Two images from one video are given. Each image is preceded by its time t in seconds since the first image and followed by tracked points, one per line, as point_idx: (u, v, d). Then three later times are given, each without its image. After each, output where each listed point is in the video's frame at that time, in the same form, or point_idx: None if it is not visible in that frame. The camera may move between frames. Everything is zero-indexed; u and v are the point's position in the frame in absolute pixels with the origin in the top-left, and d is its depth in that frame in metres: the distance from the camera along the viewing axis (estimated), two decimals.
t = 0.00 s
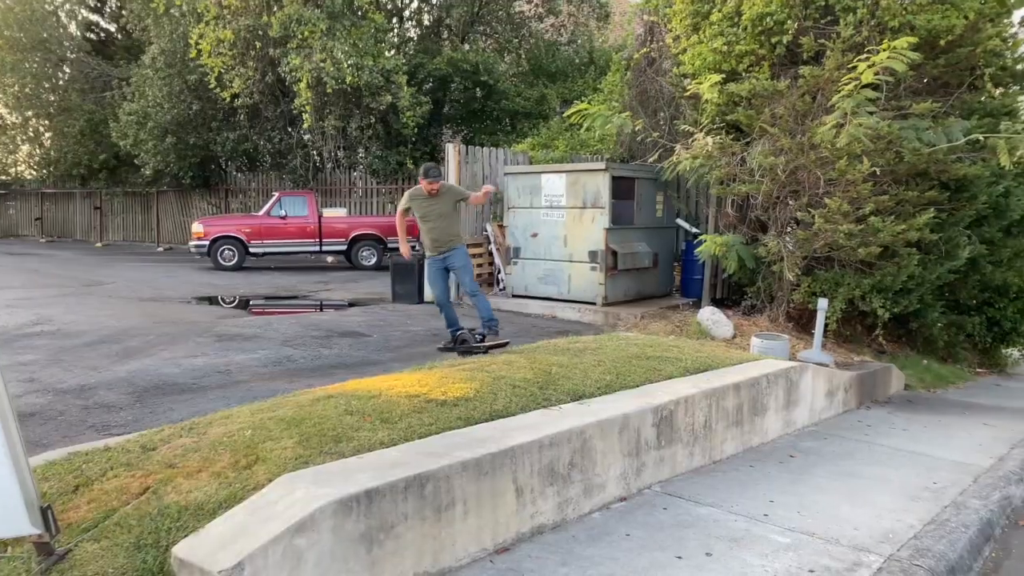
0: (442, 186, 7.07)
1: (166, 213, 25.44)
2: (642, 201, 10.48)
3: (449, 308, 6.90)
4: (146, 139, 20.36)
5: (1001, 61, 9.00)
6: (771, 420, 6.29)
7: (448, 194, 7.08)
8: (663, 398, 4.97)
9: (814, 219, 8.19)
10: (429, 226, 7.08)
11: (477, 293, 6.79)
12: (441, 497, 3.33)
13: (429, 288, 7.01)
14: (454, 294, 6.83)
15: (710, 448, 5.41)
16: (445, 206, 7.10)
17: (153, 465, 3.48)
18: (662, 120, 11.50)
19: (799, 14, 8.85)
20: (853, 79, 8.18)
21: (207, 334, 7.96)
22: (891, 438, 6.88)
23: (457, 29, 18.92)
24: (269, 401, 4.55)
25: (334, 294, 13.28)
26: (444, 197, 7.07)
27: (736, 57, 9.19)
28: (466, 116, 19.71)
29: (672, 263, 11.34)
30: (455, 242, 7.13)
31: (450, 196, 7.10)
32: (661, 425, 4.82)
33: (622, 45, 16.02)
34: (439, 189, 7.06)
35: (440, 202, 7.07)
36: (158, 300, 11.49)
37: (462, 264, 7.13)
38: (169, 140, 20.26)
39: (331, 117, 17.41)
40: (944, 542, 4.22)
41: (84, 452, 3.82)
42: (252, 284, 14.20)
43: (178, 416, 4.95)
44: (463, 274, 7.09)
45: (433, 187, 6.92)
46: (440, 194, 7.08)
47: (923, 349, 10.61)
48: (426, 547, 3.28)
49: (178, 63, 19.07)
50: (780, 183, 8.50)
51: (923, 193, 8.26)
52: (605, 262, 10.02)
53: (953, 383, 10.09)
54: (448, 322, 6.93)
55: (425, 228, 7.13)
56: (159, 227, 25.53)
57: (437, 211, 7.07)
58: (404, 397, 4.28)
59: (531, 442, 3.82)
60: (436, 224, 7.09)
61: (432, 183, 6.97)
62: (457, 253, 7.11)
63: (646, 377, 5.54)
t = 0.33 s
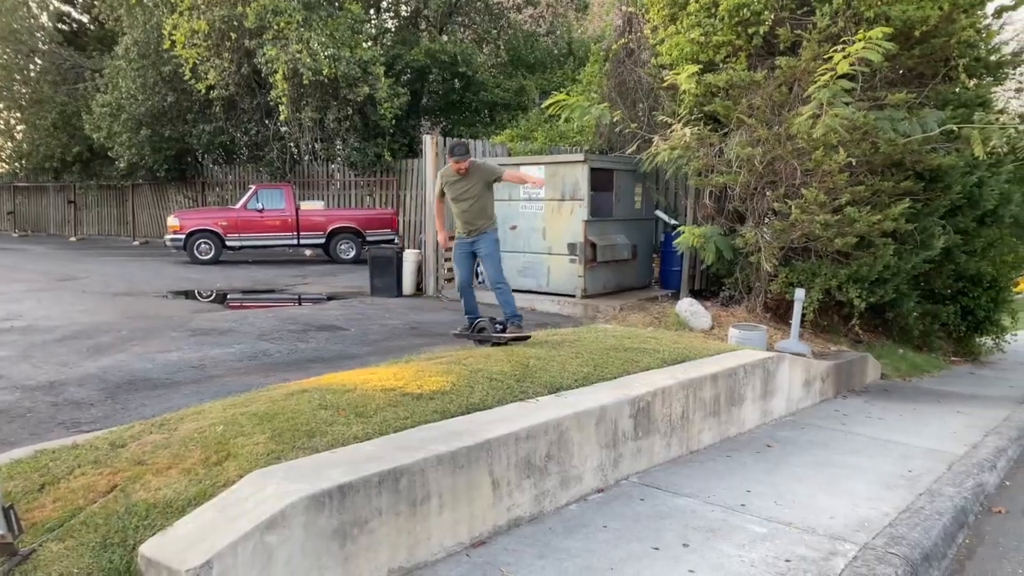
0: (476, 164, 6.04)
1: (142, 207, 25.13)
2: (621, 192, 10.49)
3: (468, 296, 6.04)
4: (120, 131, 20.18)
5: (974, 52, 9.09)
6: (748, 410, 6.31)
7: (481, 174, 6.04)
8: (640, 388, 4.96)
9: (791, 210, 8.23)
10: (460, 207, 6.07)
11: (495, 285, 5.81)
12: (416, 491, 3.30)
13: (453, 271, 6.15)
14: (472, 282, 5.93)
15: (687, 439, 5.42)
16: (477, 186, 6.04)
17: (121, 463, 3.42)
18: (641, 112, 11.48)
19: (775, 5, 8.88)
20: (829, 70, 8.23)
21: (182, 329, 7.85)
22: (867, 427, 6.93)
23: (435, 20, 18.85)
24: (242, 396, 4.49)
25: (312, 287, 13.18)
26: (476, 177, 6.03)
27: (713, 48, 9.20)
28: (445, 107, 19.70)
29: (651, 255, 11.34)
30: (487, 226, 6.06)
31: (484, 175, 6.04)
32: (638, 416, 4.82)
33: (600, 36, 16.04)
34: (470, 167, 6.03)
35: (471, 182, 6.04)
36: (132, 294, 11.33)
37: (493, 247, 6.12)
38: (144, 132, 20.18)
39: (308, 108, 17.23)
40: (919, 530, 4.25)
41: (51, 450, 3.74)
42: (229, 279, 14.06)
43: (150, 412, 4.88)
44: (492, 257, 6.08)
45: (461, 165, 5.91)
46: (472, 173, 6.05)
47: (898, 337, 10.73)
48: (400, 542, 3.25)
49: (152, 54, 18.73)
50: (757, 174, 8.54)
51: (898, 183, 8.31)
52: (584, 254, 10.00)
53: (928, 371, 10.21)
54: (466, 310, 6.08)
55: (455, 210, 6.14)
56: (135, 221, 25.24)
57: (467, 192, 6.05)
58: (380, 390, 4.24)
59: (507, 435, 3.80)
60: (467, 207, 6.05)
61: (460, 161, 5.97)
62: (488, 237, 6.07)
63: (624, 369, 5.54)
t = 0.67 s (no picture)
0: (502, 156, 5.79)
1: (119, 198, 24.82)
2: (603, 184, 10.48)
3: (487, 282, 5.89)
4: (96, 121, 19.88)
5: (954, 45, 9.16)
6: (728, 401, 6.31)
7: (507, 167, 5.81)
8: (621, 380, 4.95)
9: (771, 202, 8.24)
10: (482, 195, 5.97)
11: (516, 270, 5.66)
12: (394, 484, 3.25)
13: (473, 255, 6.04)
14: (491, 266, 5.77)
15: (668, 430, 5.41)
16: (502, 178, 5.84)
17: (92, 457, 3.35)
18: (623, 104, 11.45)
19: None
20: (810, 62, 8.23)
21: (158, 321, 7.74)
22: (847, 419, 6.97)
23: (416, 10, 18.77)
24: (219, 388, 4.42)
25: (292, 279, 13.07)
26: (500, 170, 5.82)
27: (695, 39, 9.15)
28: (426, 98, 19.50)
29: (632, 247, 11.34)
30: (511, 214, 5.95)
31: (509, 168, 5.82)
32: (619, 408, 4.80)
33: (582, 28, 16.02)
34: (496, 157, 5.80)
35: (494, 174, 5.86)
36: (108, 286, 11.17)
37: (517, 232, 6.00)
38: (121, 122, 19.93)
39: (288, 98, 17.04)
40: (898, 520, 4.26)
41: (20, 444, 3.65)
42: (207, 270, 13.91)
43: (124, 405, 4.79)
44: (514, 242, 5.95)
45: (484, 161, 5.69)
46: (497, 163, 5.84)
47: (878, 329, 10.80)
48: (378, 537, 3.20)
49: (128, 43, 18.45)
50: (738, 166, 8.54)
51: (879, 175, 8.33)
52: (566, 246, 9.98)
53: (906, 363, 10.29)
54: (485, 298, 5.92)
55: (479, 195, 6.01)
56: (112, 212, 24.92)
57: (490, 183, 5.89)
58: (358, 382, 4.19)
59: (486, 427, 3.76)
60: (490, 195, 5.94)
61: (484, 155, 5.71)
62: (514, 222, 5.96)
63: (605, 361, 5.52)
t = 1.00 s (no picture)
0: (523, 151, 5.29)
1: (101, 188, 24.58)
2: (590, 178, 10.48)
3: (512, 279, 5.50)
4: (78, 111, 19.67)
5: (938, 43, 9.22)
6: (713, 396, 6.33)
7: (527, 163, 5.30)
8: (606, 373, 4.94)
9: (757, 198, 8.28)
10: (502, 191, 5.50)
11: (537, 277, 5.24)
12: (377, 477, 3.23)
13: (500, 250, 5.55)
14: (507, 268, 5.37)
15: (653, 424, 5.42)
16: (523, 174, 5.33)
17: (71, 448, 3.30)
18: (610, 98, 11.46)
19: None
20: (797, 58, 8.25)
21: (140, 313, 7.66)
22: (830, 413, 7.01)
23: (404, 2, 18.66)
24: (201, 380, 4.37)
25: (276, 272, 12.99)
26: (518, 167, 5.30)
27: (682, 34, 9.15)
28: (413, 91, 19.36)
29: (618, 241, 11.37)
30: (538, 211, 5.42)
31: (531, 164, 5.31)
32: (604, 402, 4.80)
33: (570, 22, 15.99)
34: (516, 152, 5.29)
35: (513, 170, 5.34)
36: (89, 277, 11.07)
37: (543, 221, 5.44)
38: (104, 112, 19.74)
39: (274, 90, 16.92)
40: (880, 514, 4.28)
41: None
42: (191, 263, 13.80)
43: (104, 397, 4.74)
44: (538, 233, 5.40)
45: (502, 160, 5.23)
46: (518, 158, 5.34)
47: (861, 325, 10.88)
48: (361, 529, 3.18)
49: (111, 31, 18.27)
50: (724, 161, 8.54)
51: (863, 172, 8.36)
52: (551, 240, 9.95)
53: (889, 359, 10.37)
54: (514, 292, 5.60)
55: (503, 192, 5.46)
56: (94, 203, 24.69)
57: (509, 180, 5.38)
58: (342, 375, 4.16)
59: (471, 420, 3.75)
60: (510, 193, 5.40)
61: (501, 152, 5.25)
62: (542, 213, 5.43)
63: (591, 354, 5.52)
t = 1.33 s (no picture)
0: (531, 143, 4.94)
1: (92, 179, 24.47)
2: (583, 173, 10.50)
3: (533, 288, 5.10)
4: (70, 101, 19.57)
5: (932, 42, 9.24)
6: (704, 390, 6.37)
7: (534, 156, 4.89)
8: (599, 366, 4.97)
9: (750, 194, 8.33)
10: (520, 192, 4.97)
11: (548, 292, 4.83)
12: (371, 466, 3.25)
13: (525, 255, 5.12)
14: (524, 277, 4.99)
15: (645, 418, 5.45)
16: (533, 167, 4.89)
17: (66, 436, 3.32)
18: (604, 94, 11.48)
19: None
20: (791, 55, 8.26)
21: (133, 304, 7.64)
22: (820, 409, 7.07)
23: None
24: (196, 370, 4.38)
25: (268, 264, 12.97)
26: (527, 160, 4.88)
27: (677, 30, 9.17)
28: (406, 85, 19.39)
29: (612, 237, 11.38)
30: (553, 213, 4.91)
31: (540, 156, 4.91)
32: (597, 394, 4.83)
33: (565, 17, 15.99)
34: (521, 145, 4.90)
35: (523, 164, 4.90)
36: (81, 267, 11.03)
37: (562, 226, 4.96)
38: (95, 102, 19.67)
39: (267, 82, 16.88)
40: (868, 507, 4.33)
41: None
42: (183, 254, 13.76)
43: (97, 386, 4.75)
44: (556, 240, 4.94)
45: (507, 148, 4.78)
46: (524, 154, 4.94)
47: (851, 323, 10.95)
48: (355, 518, 3.20)
49: (104, 21, 18.13)
50: (718, 157, 8.58)
51: (856, 169, 8.40)
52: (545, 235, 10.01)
53: (879, 356, 10.45)
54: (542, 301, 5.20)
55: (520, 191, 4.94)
56: (86, 194, 24.59)
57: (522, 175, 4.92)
58: (336, 365, 4.18)
59: (465, 411, 3.77)
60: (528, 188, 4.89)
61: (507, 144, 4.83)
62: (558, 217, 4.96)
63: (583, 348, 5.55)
